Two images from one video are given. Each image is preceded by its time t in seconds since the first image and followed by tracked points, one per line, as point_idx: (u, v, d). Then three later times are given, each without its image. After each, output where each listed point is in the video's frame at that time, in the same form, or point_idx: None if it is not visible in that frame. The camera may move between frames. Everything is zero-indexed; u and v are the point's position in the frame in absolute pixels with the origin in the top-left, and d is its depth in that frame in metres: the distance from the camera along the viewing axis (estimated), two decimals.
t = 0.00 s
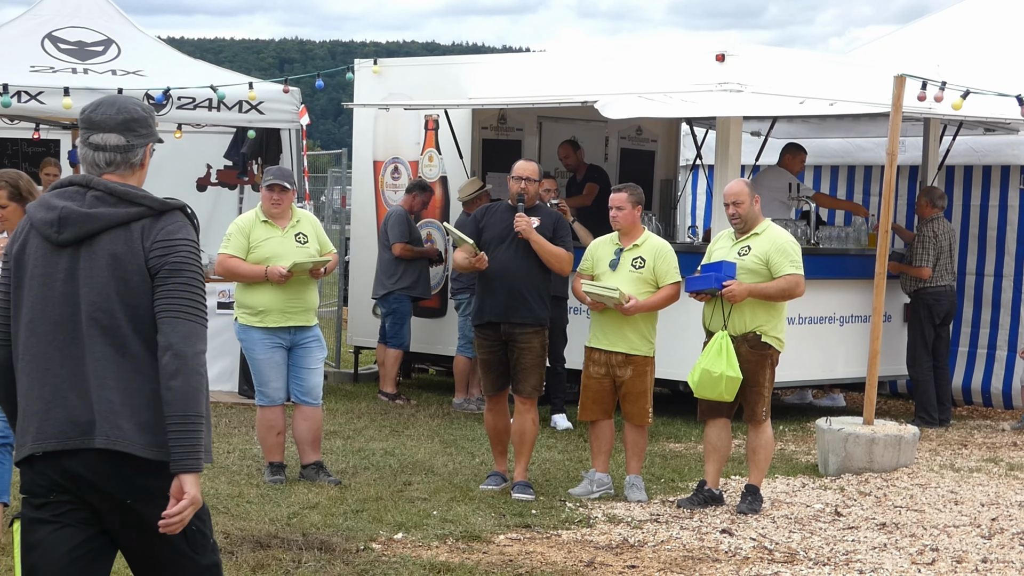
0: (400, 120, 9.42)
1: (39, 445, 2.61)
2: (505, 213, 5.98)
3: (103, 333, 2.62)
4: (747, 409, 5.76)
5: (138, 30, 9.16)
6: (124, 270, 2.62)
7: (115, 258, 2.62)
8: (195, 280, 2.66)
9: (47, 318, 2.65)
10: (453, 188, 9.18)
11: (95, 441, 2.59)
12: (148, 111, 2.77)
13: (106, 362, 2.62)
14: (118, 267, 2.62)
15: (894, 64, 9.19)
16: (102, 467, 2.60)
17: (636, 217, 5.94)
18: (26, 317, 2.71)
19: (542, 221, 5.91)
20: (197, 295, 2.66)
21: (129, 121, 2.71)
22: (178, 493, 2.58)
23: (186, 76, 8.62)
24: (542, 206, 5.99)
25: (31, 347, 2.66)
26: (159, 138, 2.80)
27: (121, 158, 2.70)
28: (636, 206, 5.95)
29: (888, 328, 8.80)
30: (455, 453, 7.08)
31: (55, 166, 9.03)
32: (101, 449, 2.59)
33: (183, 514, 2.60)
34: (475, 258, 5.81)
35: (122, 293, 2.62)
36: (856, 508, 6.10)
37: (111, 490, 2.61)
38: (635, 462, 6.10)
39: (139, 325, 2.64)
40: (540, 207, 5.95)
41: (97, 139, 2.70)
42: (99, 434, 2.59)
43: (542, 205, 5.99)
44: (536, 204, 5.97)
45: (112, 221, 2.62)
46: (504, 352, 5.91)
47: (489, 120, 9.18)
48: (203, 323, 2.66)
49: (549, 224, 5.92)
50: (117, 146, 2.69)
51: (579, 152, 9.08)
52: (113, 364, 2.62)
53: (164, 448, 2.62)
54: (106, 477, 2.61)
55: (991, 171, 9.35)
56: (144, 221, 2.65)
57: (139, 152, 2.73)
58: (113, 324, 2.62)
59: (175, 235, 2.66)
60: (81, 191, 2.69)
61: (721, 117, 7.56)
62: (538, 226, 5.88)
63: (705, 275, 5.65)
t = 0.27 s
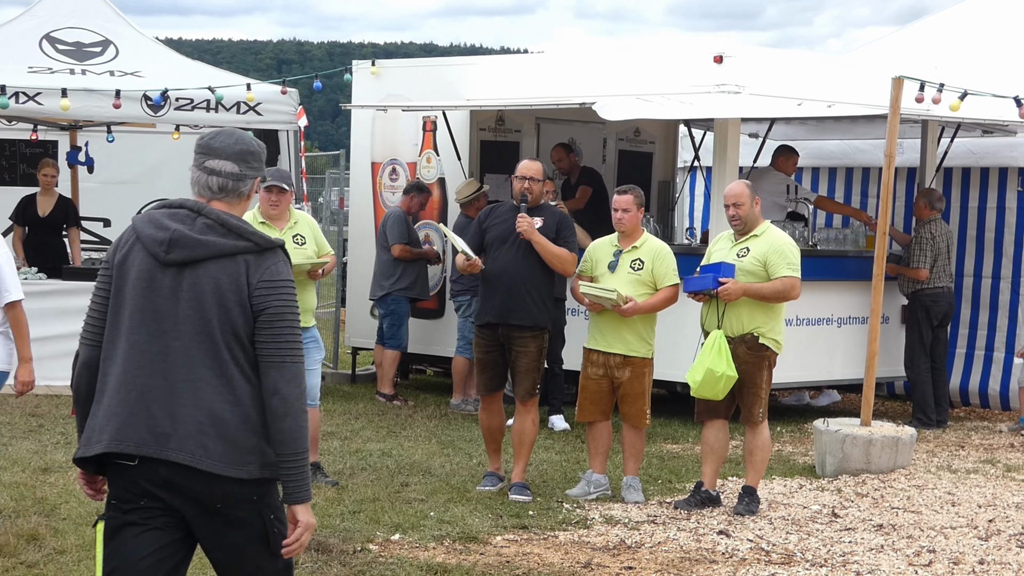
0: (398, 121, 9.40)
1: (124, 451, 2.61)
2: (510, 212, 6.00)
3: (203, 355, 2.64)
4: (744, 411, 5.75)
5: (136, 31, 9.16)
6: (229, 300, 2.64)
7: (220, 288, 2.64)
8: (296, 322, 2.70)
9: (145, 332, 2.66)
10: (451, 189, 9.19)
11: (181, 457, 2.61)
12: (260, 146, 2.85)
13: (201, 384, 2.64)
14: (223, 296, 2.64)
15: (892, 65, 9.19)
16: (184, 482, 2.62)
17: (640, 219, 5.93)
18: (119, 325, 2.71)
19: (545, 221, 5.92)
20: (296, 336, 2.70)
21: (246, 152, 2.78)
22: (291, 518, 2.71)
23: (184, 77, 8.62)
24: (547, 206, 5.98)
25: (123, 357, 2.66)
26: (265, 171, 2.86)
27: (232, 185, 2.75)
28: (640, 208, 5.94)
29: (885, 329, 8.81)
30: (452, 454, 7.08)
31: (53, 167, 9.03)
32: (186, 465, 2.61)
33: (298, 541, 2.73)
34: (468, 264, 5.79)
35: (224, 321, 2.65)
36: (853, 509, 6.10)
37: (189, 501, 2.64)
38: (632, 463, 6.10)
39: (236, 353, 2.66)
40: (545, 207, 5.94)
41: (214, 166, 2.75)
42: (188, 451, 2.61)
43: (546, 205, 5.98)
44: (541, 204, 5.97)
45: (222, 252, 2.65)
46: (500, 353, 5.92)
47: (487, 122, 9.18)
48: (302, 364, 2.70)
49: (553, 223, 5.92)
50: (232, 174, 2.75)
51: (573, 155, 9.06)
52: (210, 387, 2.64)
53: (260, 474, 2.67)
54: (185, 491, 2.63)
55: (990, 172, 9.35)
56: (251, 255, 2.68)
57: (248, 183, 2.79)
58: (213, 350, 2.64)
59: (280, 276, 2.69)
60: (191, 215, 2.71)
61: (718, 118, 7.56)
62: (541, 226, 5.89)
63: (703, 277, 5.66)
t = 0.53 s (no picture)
0: (395, 121, 9.38)
1: (204, 415, 2.85)
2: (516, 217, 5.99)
3: (281, 327, 2.90)
4: (743, 411, 5.75)
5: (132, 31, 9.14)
6: (303, 276, 2.93)
7: (295, 264, 2.92)
8: (361, 296, 3.01)
9: (221, 305, 2.89)
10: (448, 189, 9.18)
11: (258, 424, 2.86)
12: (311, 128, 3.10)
13: (276, 353, 2.90)
14: (298, 272, 2.92)
15: (889, 64, 9.19)
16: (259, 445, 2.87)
17: (639, 220, 5.92)
18: (192, 299, 2.93)
19: (548, 223, 5.86)
20: (363, 306, 3.01)
21: (299, 134, 3.03)
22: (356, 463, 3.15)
23: (181, 77, 8.60)
24: (552, 208, 5.93)
25: (201, 327, 2.90)
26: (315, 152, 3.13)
27: (292, 164, 3.01)
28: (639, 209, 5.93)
29: (883, 329, 8.81)
30: (451, 455, 7.08)
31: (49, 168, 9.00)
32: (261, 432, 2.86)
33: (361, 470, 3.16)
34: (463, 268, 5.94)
35: (298, 295, 2.92)
36: (852, 509, 6.10)
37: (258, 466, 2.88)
38: (630, 464, 6.09)
39: (308, 325, 2.94)
40: (550, 209, 5.90)
41: (273, 147, 3.01)
42: (269, 415, 2.87)
43: (551, 207, 5.93)
44: (546, 206, 5.93)
45: (298, 231, 2.93)
46: (497, 352, 5.92)
47: (484, 122, 9.17)
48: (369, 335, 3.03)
49: (555, 226, 5.86)
50: (292, 153, 3.01)
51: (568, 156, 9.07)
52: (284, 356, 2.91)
53: (326, 436, 2.98)
54: (258, 455, 2.87)
55: (986, 172, 9.35)
56: (321, 234, 2.97)
57: (302, 162, 3.04)
58: (287, 322, 2.91)
59: (347, 255, 3.00)
60: (262, 195, 2.96)
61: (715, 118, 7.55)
62: (543, 228, 5.84)
63: (701, 276, 5.66)
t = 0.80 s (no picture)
0: (392, 120, 9.37)
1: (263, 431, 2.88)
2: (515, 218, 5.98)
3: (326, 336, 2.95)
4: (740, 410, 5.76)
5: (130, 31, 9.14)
6: (340, 281, 2.97)
7: (331, 270, 2.96)
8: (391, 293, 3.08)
9: (267, 323, 2.91)
10: (445, 189, 9.19)
11: (317, 429, 2.91)
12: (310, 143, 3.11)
13: (324, 360, 2.94)
14: (335, 278, 2.96)
15: (886, 64, 9.19)
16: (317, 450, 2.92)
17: (638, 220, 5.92)
18: (234, 322, 2.94)
19: (548, 225, 5.85)
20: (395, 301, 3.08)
21: (301, 154, 3.05)
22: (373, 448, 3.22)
23: (178, 78, 8.60)
24: (553, 210, 5.91)
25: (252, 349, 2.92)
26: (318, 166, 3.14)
27: (300, 185, 3.04)
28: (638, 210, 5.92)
29: (880, 329, 8.81)
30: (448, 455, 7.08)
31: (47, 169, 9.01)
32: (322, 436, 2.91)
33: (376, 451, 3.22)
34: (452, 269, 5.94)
35: (337, 301, 2.97)
36: (848, 509, 6.10)
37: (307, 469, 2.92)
38: (628, 464, 6.09)
39: (351, 328, 2.99)
40: (551, 212, 5.89)
41: (277, 171, 3.02)
42: (327, 423, 2.92)
43: (552, 209, 5.92)
44: (547, 208, 5.92)
45: (328, 239, 2.96)
46: (493, 352, 5.92)
47: (482, 122, 9.22)
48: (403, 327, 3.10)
49: (555, 228, 5.84)
50: (297, 175, 3.03)
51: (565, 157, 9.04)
52: (333, 362, 2.95)
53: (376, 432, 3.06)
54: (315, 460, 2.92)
55: (984, 172, 9.35)
56: (348, 239, 3.01)
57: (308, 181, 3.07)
58: (330, 328, 2.95)
59: (374, 255, 3.05)
60: (285, 213, 2.99)
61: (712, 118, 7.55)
62: (542, 230, 5.82)
63: (700, 276, 5.65)
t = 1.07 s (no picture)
0: (391, 120, 9.38)
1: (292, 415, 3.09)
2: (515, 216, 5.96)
3: (337, 321, 3.15)
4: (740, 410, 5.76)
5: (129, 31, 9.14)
6: (347, 268, 3.17)
7: (338, 259, 3.16)
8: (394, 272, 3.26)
9: (282, 316, 3.12)
10: (444, 189, 9.19)
11: (340, 407, 3.12)
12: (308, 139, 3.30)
13: (337, 344, 3.15)
14: (342, 266, 3.16)
15: (885, 64, 9.19)
16: (344, 426, 3.14)
17: (638, 220, 5.92)
18: (251, 320, 3.15)
19: (547, 227, 5.82)
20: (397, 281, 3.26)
21: (300, 152, 3.24)
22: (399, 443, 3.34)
23: (177, 77, 8.60)
24: (554, 212, 5.88)
25: (269, 343, 3.12)
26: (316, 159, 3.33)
27: (302, 182, 3.23)
28: (637, 209, 5.92)
29: (879, 329, 8.81)
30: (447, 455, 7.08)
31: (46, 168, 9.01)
32: (347, 413, 3.12)
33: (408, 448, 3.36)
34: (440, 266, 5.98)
35: (346, 287, 3.17)
36: (847, 509, 6.10)
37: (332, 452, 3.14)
38: (626, 463, 6.09)
39: (362, 310, 3.19)
40: (552, 214, 5.86)
41: (279, 171, 3.21)
42: (342, 403, 3.12)
43: (552, 210, 5.89)
44: (548, 209, 5.88)
45: (331, 230, 3.16)
46: (488, 350, 5.93)
47: (481, 122, 9.22)
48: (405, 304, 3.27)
49: (553, 230, 5.81)
50: (298, 173, 3.23)
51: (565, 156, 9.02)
52: (348, 344, 3.16)
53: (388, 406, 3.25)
54: (343, 436, 3.14)
55: (983, 172, 9.35)
56: (350, 228, 3.20)
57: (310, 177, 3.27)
58: (342, 313, 3.16)
59: (375, 239, 3.24)
60: (289, 210, 3.18)
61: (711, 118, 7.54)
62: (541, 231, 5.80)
63: (701, 275, 5.65)
